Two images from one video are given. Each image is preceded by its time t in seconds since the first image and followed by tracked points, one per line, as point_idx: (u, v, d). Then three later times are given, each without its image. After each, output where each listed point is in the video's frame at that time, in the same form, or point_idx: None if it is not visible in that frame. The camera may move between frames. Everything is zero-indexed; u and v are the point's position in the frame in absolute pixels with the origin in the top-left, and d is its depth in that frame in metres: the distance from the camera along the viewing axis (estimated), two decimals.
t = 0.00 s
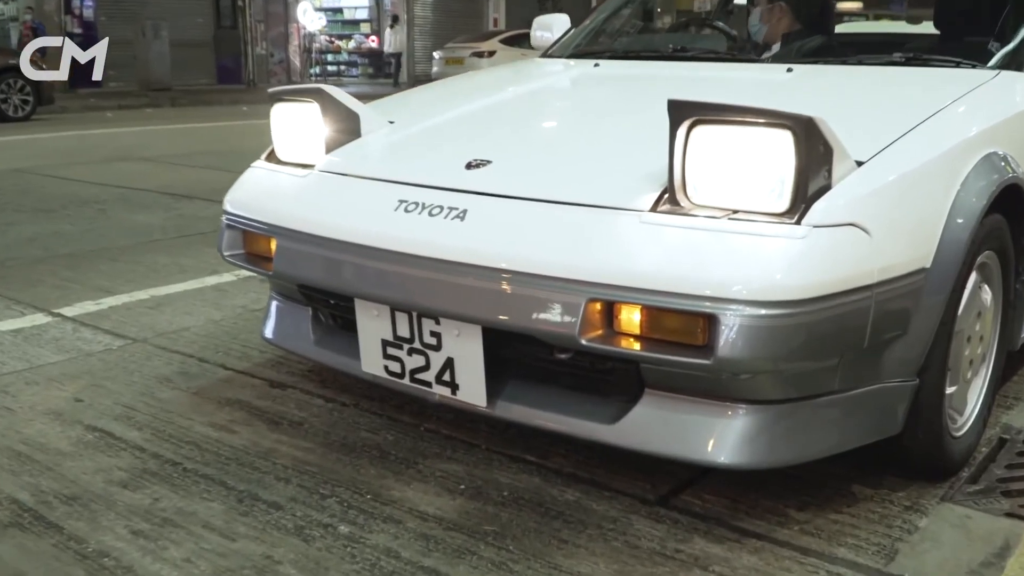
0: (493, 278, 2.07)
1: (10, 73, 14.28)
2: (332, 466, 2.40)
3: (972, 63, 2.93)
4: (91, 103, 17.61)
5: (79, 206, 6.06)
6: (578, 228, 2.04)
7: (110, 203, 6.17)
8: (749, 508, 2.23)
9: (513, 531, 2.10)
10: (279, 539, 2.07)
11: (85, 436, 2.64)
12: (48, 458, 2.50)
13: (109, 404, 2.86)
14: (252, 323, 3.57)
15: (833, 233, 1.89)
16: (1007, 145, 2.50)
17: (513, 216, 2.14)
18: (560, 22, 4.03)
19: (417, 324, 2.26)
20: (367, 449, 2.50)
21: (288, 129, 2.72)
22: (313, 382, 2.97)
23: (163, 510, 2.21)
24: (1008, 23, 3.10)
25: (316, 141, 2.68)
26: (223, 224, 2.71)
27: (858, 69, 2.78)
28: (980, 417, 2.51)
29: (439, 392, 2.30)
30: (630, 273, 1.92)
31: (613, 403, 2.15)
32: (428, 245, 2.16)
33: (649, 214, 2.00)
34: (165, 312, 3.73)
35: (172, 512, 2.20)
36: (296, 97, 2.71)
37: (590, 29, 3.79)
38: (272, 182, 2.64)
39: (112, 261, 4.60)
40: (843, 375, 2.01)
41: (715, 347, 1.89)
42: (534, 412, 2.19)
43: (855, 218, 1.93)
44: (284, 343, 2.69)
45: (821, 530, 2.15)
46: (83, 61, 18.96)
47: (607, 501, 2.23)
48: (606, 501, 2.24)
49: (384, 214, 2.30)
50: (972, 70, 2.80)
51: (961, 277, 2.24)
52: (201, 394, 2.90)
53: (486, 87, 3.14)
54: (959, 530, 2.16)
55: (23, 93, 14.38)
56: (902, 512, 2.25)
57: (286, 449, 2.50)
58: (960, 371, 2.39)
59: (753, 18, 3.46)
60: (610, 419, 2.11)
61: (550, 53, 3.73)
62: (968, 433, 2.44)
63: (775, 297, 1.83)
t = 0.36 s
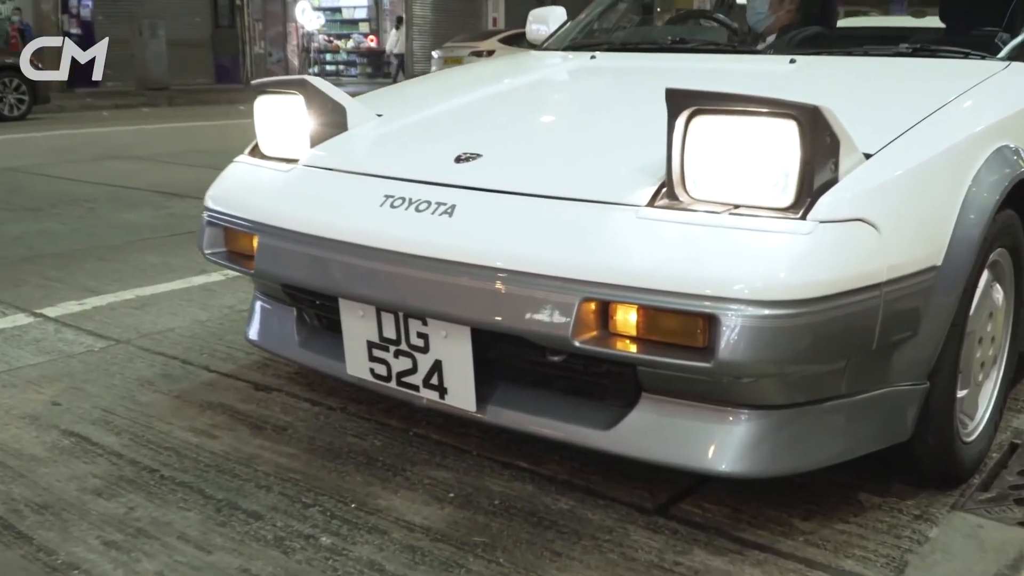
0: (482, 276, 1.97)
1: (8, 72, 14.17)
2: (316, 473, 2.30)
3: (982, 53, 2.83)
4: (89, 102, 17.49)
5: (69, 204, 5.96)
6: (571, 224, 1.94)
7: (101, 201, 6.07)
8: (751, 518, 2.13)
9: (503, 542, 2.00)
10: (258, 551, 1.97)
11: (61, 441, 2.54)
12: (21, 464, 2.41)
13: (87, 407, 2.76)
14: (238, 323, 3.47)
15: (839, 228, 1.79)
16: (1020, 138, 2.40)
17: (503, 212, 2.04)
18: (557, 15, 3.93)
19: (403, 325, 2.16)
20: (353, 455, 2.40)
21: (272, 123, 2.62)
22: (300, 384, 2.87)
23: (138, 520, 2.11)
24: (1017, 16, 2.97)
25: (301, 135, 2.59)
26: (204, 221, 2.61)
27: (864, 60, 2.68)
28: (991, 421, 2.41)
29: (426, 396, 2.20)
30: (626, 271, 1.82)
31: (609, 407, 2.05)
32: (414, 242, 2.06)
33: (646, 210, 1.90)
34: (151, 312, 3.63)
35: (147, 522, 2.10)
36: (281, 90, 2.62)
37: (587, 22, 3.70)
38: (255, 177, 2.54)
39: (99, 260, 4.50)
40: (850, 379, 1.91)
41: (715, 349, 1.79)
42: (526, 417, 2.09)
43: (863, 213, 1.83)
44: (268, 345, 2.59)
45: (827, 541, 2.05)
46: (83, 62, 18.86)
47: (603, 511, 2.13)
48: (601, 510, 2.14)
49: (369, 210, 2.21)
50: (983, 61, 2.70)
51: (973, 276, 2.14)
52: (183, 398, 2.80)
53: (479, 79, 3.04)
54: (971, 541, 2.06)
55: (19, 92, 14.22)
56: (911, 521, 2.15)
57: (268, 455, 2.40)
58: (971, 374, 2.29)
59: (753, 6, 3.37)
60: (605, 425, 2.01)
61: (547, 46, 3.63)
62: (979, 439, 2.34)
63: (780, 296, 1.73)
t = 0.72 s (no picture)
0: (468, 280, 1.84)
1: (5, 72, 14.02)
2: (293, 488, 2.17)
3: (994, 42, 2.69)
4: (86, 102, 17.33)
5: (57, 204, 5.83)
6: (562, 224, 1.81)
7: (90, 201, 5.95)
8: (755, 537, 2.00)
9: (489, 565, 1.87)
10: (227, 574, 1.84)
11: (28, 452, 2.41)
12: None
13: (58, 416, 2.63)
14: (221, 328, 3.34)
15: (851, 227, 1.66)
16: None
17: (491, 210, 1.91)
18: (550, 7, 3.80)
19: (385, 331, 2.03)
20: (333, 468, 2.27)
21: (251, 118, 2.50)
22: (281, 392, 2.74)
23: (102, 540, 1.99)
24: None
25: (280, 131, 2.46)
26: (179, 220, 2.49)
27: (874, 52, 2.55)
28: (1008, 432, 2.28)
29: (410, 407, 2.07)
30: (621, 274, 1.69)
31: (603, 420, 1.92)
32: (395, 242, 1.94)
33: (642, 208, 1.78)
34: (132, 316, 3.51)
35: (111, 542, 1.98)
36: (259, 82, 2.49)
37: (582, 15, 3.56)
38: (232, 174, 2.41)
39: (83, 262, 4.37)
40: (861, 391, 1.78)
41: (717, 359, 1.66)
42: (515, 430, 1.96)
43: (876, 212, 1.70)
44: (246, 351, 2.46)
45: (835, 562, 1.92)
46: (83, 62, 18.72)
47: (597, 529, 2.00)
48: (595, 528, 2.01)
49: (349, 209, 2.08)
50: (999, 51, 2.57)
51: (992, 278, 2.01)
52: (159, 406, 2.67)
53: (471, 72, 2.91)
54: (989, 561, 1.93)
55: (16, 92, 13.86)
56: (925, 539, 2.01)
57: (244, 468, 2.27)
58: (989, 382, 2.16)
59: None
60: (599, 439, 1.88)
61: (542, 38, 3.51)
62: (997, 451, 2.21)
63: (787, 302, 1.60)
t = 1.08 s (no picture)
0: (453, 283, 1.74)
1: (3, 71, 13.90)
2: (272, 500, 2.07)
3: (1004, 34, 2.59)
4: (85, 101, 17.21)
5: (46, 204, 5.73)
6: (552, 224, 1.71)
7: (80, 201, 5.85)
8: (756, 554, 1.90)
9: None
10: None
11: None
12: None
13: (32, 424, 2.53)
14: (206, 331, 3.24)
15: (859, 227, 1.56)
16: None
17: (478, 210, 1.81)
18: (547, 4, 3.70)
19: (367, 337, 1.93)
20: (315, 479, 2.17)
21: (232, 113, 2.40)
22: (264, 399, 2.64)
23: (69, 557, 1.88)
24: None
25: (262, 127, 2.36)
26: (156, 220, 2.38)
27: (880, 45, 2.46)
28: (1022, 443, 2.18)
29: (393, 417, 1.97)
30: (614, 278, 1.59)
31: (596, 431, 1.82)
32: (376, 243, 1.84)
33: (636, 208, 1.68)
34: (115, 319, 3.40)
35: (79, 559, 1.87)
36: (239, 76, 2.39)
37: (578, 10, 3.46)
38: (210, 172, 2.32)
39: (68, 263, 4.27)
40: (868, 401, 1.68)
41: (716, 369, 1.56)
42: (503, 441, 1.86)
43: (886, 212, 1.60)
44: (225, 355, 2.36)
45: None
46: (82, 61, 18.60)
47: (590, 546, 1.90)
48: (588, 545, 1.91)
49: (330, 208, 1.98)
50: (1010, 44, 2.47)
51: (1007, 281, 1.90)
52: (137, 414, 2.57)
53: (465, 66, 2.81)
54: None
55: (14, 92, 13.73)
56: (936, 557, 1.91)
57: (221, 480, 2.17)
58: (1002, 390, 2.05)
59: None
60: (592, 452, 1.78)
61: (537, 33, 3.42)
62: (1010, 463, 2.11)
63: (792, 308, 1.50)
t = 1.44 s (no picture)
0: (429, 289, 1.63)
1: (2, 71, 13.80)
2: (243, 517, 1.97)
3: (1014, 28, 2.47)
4: (85, 102, 17.10)
5: (36, 204, 5.65)
6: (535, 227, 1.60)
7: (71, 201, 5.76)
8: None
9: None
10: None
11: None
12: None
13: None
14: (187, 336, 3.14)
15: (863, 231, 1.45)
16: None
17: (457, 211, 1.70)
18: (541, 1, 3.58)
19: (340, 346, 1.82)
20: (289, 494, 2.06)
21: (206, 109, 2.29)
22: (242, 408, 2.54)
23: None
24: None
25: (237, 124, 2.25)
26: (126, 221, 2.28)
27: (887, 38, 2.34)
28: None
29: (369, 431, 1.86)
30: (600, 285, 1.48)
31: (582, 448, 1.71)
32: (349, 247, 1.73)
33: (625, 209, 1.57)
34: (95, 322, 3.30)
35: None
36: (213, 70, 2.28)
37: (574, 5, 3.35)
38: (182, 170, 2.21)
39: (53, 265, 4.17)
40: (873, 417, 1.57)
41: (708, 384, 1.45)
42: (483, 457, 1.75)
43: (892, 214, 1.49)
44: (198, 363, 2.26)
45: None
46: (82, 61, 18.51)
47: (576, 569, 1.79)
48: (574, 567, 1.80)
49: (303, 209, 1.87)
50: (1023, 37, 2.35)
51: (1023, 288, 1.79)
52: (109, 423, 2.47)
53: (460, 60, 2.69)
54: None
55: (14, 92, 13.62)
56: None
57: (191, 494, 2.07)
58: (1016, 403, 1.94)
59: None
60: (577, 470, 1.67)
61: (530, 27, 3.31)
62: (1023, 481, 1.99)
63: (789, 318, 1.39)
